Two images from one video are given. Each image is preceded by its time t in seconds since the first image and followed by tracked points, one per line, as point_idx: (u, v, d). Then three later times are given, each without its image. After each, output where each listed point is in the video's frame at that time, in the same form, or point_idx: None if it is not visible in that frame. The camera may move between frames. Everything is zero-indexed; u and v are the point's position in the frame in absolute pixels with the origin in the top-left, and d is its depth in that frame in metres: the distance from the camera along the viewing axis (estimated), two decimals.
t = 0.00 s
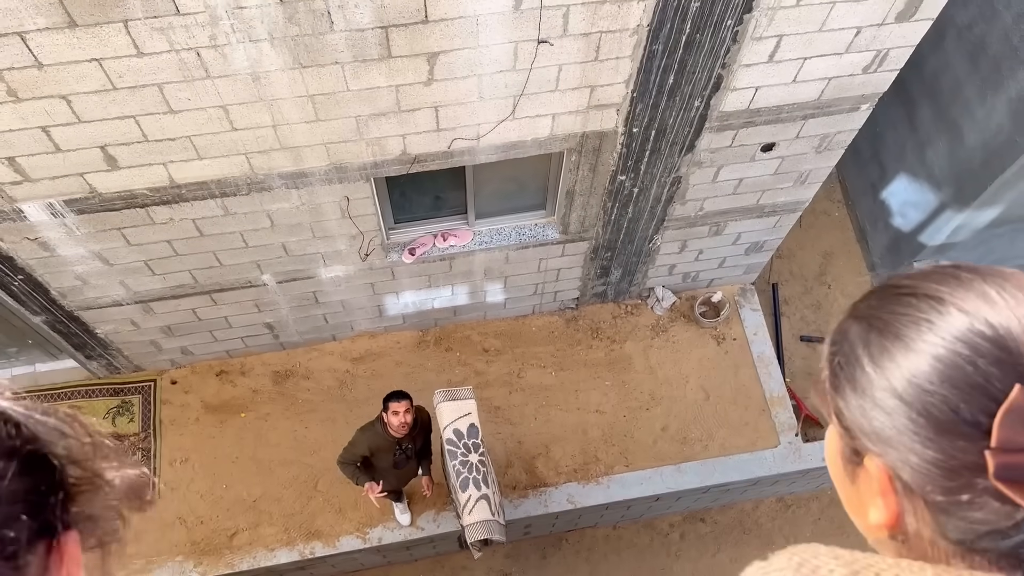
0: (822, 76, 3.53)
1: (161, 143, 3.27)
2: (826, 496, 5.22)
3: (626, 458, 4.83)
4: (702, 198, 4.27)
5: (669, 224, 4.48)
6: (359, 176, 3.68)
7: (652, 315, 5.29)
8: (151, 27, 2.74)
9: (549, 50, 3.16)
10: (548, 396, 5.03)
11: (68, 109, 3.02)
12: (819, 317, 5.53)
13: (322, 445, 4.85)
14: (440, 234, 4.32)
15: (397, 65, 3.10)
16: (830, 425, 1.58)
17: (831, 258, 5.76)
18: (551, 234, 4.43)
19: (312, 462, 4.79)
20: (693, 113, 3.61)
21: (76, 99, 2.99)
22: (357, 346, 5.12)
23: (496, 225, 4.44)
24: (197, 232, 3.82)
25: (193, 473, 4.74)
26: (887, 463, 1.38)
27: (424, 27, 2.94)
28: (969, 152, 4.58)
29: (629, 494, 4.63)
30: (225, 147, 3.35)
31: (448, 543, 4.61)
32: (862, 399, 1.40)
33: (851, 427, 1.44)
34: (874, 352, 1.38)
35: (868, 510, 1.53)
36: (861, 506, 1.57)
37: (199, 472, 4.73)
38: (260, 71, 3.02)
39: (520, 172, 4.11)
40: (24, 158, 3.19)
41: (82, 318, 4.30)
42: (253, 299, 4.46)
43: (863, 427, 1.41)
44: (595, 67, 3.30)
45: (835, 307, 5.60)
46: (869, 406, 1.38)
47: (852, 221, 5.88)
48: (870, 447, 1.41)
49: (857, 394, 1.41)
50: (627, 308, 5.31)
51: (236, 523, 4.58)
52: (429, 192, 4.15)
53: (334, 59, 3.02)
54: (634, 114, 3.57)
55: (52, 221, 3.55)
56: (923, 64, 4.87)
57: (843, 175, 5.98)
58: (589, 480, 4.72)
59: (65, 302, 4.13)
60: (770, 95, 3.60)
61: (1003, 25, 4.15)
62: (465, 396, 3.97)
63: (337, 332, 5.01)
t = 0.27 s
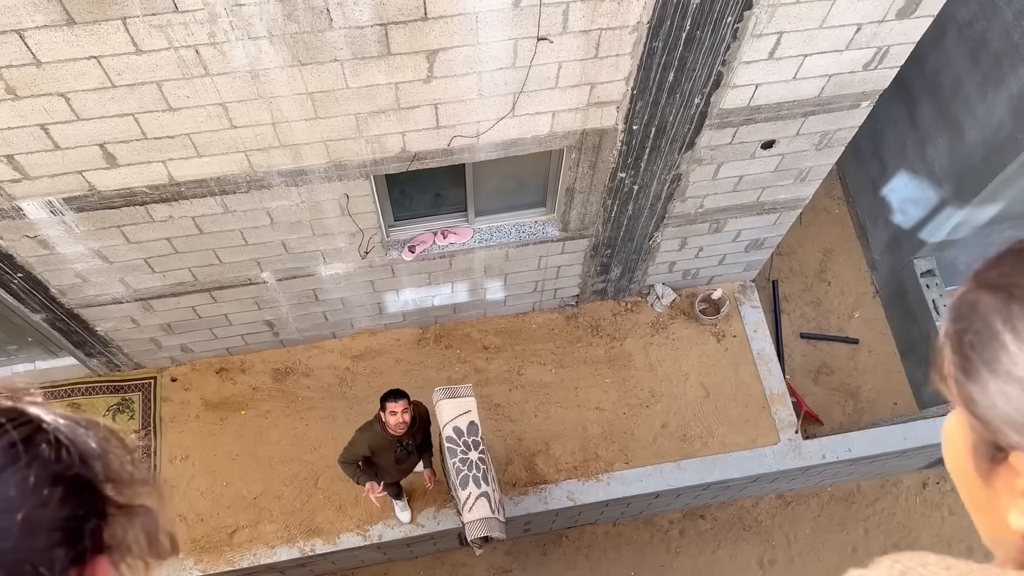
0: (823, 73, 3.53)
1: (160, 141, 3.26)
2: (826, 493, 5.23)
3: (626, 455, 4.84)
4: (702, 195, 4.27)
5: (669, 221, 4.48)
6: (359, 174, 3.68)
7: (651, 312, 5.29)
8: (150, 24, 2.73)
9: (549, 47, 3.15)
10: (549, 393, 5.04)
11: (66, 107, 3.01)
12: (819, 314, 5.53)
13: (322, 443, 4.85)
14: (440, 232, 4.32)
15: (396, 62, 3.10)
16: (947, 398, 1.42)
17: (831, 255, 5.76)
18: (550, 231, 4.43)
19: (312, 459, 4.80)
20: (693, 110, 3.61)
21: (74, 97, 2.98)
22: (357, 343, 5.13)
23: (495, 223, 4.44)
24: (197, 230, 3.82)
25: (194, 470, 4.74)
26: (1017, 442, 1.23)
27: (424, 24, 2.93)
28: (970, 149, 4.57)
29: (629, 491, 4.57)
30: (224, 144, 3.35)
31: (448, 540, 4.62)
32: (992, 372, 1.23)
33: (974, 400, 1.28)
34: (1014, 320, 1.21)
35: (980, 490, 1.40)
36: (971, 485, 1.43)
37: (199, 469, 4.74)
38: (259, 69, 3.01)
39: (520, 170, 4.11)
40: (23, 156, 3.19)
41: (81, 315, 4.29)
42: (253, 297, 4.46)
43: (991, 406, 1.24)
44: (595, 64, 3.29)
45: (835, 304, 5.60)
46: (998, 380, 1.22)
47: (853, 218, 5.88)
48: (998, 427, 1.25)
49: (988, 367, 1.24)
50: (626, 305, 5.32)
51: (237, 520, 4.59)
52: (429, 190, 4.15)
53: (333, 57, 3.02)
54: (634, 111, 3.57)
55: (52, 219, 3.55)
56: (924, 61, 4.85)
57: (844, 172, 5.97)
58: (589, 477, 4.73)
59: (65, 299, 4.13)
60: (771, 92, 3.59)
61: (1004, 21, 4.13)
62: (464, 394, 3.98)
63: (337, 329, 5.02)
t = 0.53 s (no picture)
0: (822, 70, 3.51)
1: (158, 139, 3.25)
2: (826, 490, 5.22)
3: (626, 453, 4.84)
4: (701, 192, 4.26)
5: (668, 219, 4.47)
6: (357, 172, 3.67)
7: (651, 310, 5.29)
8: (146, 22, 2.72)
9: (548, 44, 3.14)
10: (548, 390, 5.04)
11: (64, 105, 3.01)
12: (819, 312, 5.53)
13: (322, 440, 4.85)
14: (439, 230, 4.32)
15: (395, 60, 3.08)
16: None
17: (831, 253, 5.75)
18: (550, 229, 4.43)
19: (312, 457, 4.80)
20: (692, 107, 3.59)
21: (71, 95, 2.97)
22: (356, 341, 5.13)
23: (495, 221, 4.44)
24: (195, 227, 3.81)
25: (194, 468, 4.74)
26: None
27: (422, 21, 2.92)
28: (970, 145, 4.56)
29: (629, 488, 4.56)
30: (222, 142, 3.34)
31: (448, 537, 4.62)
32: None
33: None
34: None
35: None
36: None
37: (199, 467, 4.74)
38: (257, 66, 3.00)
39: (519, 167, 4.10)
40: (20, 154, 3.18)
41: (80, 313, 4.29)
42: (252, 294, 4.46)
43: None
44: (594, 61, 3.28)
45: (835, 301, 5.60)
46: None
47: (853, 215, 5.87)
48: None
49: None
50: (626, 302, 5.31)
51: (236, 518, 4.59)
52: (428, 187, 4.13)
53: (331, 54, 3.01)
54: (633, 109, 3.56)
55: (50, 217, 3.54)
56: (925, 57, 4.84)
57: (844, 169, 5.95)
58: (588, 475, 4.71)
59: (64, 297, 4.13)
60: (770, 90, 3.58)
61: (1005, 18, 4.11)
62: (462, 393, 3.94)
63: (337, 327, 5.01)
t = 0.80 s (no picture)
0: (822, 66, 3.51)
1: (157, 136, 3.25)
2: (826, 487, 5.23)
3: (626, 450, 4.84)
4: (701, 189, 4.25)
5: (668, 216, 4.47)
6: (357, 169, 3.67)
7: (651, 306, 5.29)
8: (145, 18, 2.71)
9: (548, 41, 3.13)
10: (548, 387, 5.04)
11: (63, 101, 3.00)
12: (819, 308, 5.53)
13: (322, 437, 4.86)
14: (438, 227, 4.33)
15: (394, 56, 3.08)
16: None
17: (831, 249, 5.75)
18: (549, 226, 4.42)
19: (312, 453, 4.81)
20: (692, 104, 3.59)
21: (70, 92, 2.97)
22: (356, 338, 5.13)
23: (495, 218, 4.44)
24: (195, 224, 3.81)
25: (194, 465, 4.75)
26: None
27: (421, 18, 2.91)
28: (970, 142, 4.55)
29: (628, 485, 4.55)
30: (221, 139, 3.33)
31: (448, 534, 4.63)
32: None
33: None
34: None
35: None
36: None
37: (199, 463, 4.75)
38: (256, 63, 3.00)
39: (519, 164, 4.09)
40: (19, 151, 3.18)
41: (80, 311, 4.29)
42: (252, 292, 4.46)
43: None
44: (593, 58, 3.27)
45: (835, 298, 5.60)
46: None
47: (853, 212, 5.86)
48: None
49: None
50: (626, 299, 5.31)
51: (237, 515, 4.60)
52: (427, 184, 4.13)
53: (330, 51, 3.00)
54: (633, 105, 3.55)
55: (50, 214, 3.54)
56: (925, 54, 4.83)
57: (844, 165, 5.95)
58: (588, 471, 4.73)
59: (64, 294, 4.13)
60: (770, 86, 3.57)
61: (1005, 14, 4.10)
62: (462, 390, 3.98)
63: (336, 324, 5.01)
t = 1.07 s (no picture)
0: (823, 62, 3.51)
1: (158, 132, 3.25)
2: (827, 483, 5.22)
3: (626, 446, 4.83)
4: (702, 185, 4.25)
5: (669, 212, 4.47)
6: (358, 165, 3.67)
7: (652, 303, 5.29)
8: (146, 15, 2.72)
9: (548, 37, 3.13)
10: (549, 383, 5.04)
11: (65, 98, 3.00)
12: (820, 304, 5.53)
13: (323, 433, 4.86)
14: (439, 224, 4.33)
15: (395, 52, 3.08)
16: (905, 282, 1.44)
17: (832, 246, 5.75)
18: (550, 222, 4.42)
19: (313, 449, 4.81)
20: (693, 100, 3.58)
21: (72, 88, 2.97)
22: (357, 334, 5.13)
23: (496, 214, 4.44)
24: (196, 221, 3.81)
25: (195, 461, 4.76)
26: (957, 329, 1.25)
27: (422, 14, 2.91)
28: (971, 138, 4.54)
29: (629, 480, 4.63)
30: (223, 136, 3.34)
31: (449, 530, 4.62)
32: (941, 275, 1.25)
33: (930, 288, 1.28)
34: (971, 231, 1.19)
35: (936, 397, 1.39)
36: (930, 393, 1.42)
37: (201, 460, 4.75)
38: (257, 59, 3.00)
39: (520, 160, 4.09)
40: (20, 148, 3.18)
41: (82, 307, 4.30)
42: (253, 288, 4.46)
43: (941, 303, 1.26)
44: (594, 54, 3.27)
45: (835, 294, 5.60)
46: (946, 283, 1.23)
47: (853, 208, 5.87)
48: (944, 315, 1.26)
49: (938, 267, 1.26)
50: (627, 295, 5.32)
51: (237, 511, 4.60)
52: (428, 180, 4.13)
53: (331, 47, 3.00)
54: (634, 101, 3.55)
55: (51, 210, 3.54)
56: (926, 50, 4.82)
57: (845, 161, 5.95)
58: (589, 468, 4.73)
59: (65, 291, 4.14)
60: (771, 82, 3.57)
61: (1006, 10, 4.09)
62: (464, 386, 4.01)
63: (337, 320, 5.02)
